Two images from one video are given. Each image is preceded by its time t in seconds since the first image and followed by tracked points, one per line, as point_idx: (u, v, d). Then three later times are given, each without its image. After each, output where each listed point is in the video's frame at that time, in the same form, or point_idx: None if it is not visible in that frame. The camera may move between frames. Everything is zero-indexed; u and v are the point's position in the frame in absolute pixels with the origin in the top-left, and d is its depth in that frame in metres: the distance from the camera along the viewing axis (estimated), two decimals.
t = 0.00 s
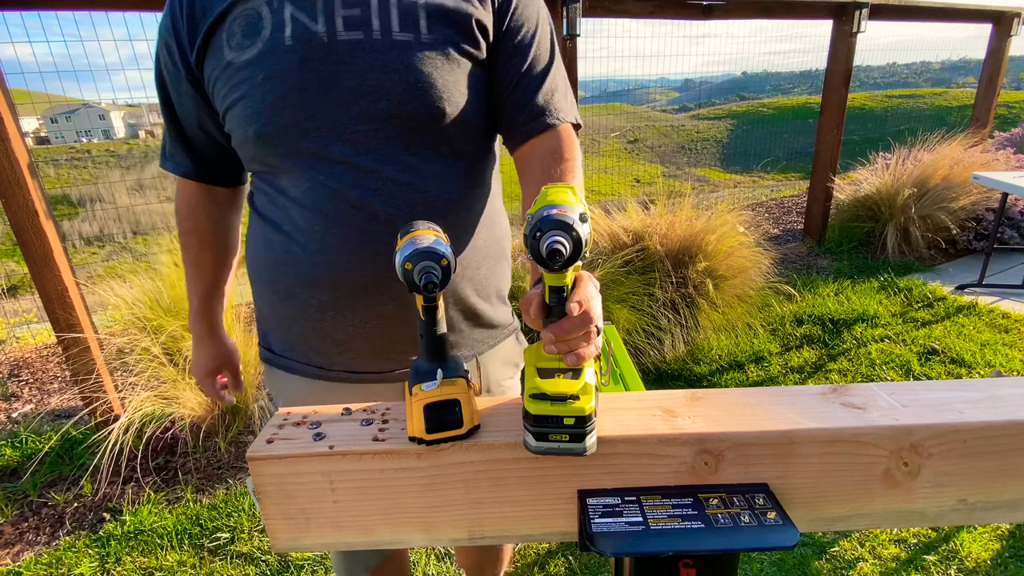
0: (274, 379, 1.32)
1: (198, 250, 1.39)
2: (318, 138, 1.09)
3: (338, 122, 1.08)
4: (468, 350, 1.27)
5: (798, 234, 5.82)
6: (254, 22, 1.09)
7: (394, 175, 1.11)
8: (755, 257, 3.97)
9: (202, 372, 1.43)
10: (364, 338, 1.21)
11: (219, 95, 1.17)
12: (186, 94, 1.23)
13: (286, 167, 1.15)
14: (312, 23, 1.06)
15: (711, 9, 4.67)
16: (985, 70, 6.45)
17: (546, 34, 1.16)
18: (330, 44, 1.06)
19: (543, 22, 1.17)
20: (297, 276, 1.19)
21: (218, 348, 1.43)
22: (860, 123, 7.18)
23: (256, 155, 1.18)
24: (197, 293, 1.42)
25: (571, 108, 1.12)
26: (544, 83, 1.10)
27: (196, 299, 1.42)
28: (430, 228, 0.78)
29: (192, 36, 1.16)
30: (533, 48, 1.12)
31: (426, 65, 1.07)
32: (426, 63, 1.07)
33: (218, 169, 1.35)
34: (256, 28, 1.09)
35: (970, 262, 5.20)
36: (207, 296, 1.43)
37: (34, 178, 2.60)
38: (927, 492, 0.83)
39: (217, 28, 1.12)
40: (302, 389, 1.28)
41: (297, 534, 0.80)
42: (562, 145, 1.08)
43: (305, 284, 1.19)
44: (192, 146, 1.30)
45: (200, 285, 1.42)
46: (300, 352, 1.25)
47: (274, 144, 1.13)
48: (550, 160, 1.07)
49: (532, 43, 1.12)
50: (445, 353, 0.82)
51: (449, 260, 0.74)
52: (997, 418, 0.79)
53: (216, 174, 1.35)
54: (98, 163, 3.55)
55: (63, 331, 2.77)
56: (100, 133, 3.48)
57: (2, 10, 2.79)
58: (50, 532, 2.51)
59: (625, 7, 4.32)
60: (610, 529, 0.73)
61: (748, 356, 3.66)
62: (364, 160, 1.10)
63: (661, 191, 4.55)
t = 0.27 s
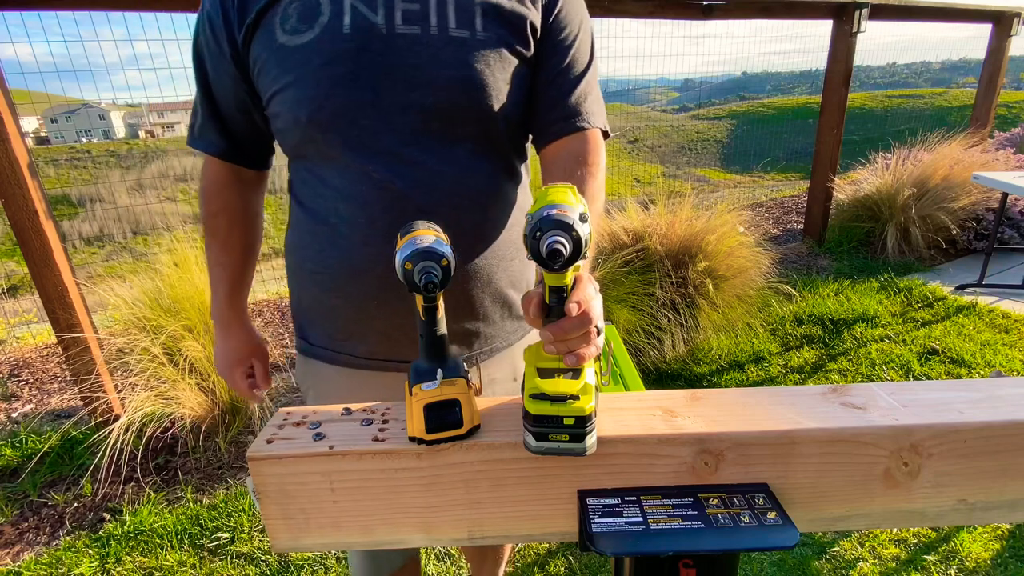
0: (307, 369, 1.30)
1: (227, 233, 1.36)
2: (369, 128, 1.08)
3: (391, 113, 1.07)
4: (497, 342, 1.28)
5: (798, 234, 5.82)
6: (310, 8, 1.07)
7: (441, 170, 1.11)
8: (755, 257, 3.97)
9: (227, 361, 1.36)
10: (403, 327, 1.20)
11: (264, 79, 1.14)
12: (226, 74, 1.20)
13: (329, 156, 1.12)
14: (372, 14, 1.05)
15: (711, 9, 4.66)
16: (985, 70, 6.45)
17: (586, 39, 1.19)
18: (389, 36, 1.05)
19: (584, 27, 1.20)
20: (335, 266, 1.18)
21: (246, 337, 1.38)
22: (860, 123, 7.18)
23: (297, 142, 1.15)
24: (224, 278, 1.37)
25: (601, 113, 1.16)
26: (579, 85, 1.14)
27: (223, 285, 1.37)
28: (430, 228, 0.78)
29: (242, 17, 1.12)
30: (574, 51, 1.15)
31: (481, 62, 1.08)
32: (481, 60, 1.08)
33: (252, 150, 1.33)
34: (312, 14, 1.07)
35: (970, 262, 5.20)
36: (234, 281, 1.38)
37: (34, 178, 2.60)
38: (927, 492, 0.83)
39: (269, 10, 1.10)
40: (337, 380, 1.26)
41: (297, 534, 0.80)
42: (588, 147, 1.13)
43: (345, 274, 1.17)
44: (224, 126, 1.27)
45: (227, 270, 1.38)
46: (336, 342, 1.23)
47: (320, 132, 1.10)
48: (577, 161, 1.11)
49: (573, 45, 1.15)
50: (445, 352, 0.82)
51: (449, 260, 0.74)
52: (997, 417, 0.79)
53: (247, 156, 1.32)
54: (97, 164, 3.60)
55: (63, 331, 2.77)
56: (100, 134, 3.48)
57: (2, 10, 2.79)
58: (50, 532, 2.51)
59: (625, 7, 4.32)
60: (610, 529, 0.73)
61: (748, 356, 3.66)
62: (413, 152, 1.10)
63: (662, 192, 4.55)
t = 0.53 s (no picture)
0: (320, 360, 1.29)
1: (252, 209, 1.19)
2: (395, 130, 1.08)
3: (417, 118, 1.07)
4: (506, 340, 1.27)
5: (798, 234, 5.82)
6: (345, 8, 1.07)
7: (461, 176, 1.11)
8: (755, 257, 3.97)
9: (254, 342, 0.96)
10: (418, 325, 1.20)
11: (293, 76, 1.12)
12: (253, 67, 1.16)
13: (353, 156, 1.11)
14: (405, 18, 1.06)
15: (711, 9, 4.66)
16: (985, 70, 6.45)
17: (608, 53, 1.22)
18: (421, 41, 1.06)
19: (607, 40, 1.22)
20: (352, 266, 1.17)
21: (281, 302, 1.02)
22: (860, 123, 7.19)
23: (320, 141, 1.14)
24: (257, 249, 1.14)
25: (616, 125, 1.19)
26: (597, 95, 1.16)
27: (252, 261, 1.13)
28: (430, 228, 0.78)
29: (276, 12, 1.11)
30: (595, 63, 1.17)
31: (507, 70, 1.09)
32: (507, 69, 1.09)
33: (280, 141, 1.25)
34: (346, 14, 1.07)
35: (969, 262, 5.20)
36: (268, 249, 1.15)
37: (34, 178, 2.60)
38: (927, 492, 0.83)
39: (304, 8, 1.09)
40: (351, 374, 1.26)
41: (297, 534, 0.80)
42: (601, 155, 1.16)
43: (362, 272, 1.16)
44: (253, 119, 1.19)
45: (256, 245, 1.15)
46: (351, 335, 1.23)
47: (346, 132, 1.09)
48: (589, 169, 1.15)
49: (595, 57, 1.17)
50: (445, 352, 0.82)
51: (449, 260, 0.74)
52: (997, 417, 0.79)
53: (275, 149, 1.24)
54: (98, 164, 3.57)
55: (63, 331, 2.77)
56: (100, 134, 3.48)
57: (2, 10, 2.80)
58: (50, 532, 2.51)
59: (625, 7, 4.33)
60: (610, 529, 0.73)
61: (748, 356, 3.66)
62: (436, 157, 1.10)
63: (662, 192, 4.55)
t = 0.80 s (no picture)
0: (327, 375, 1.27)
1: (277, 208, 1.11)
2: (409, 132, 1.05)
3: (431, 119, 1.05)
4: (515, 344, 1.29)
5: (798, 234, 5.82)
6: (350, 5, 1.02)
7: (476, 177, 1.10)
8: (755, 257, 3.96)
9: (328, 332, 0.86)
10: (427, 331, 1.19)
11: (296, 78, 1.06)
12: (247, 68, 1.06)
13: (363, 160, 1.07)
14: (414, 16, 1.03)
15: (711, 9, 4.66)
16: (985, 70, 6.46)
17: (609, 50, 1.24)
18: (431, 40, 1.03)
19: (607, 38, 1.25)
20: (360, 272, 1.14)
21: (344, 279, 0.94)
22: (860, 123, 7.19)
23: (324, 146, 1.09)
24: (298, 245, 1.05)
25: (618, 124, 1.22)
26: (600, 93, 1.19)
27: (300, 252, 1.04)
28: (430, 228, 0.78)
29: (273, 9, 1.03)
30: (597, 62, 1.19)
31: (517, 68, 1.08)
32: (517, 65, 1.08)
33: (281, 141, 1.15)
34: (351, 12, 1.02)
35: (969, 262, 5.21)
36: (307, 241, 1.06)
37: (34, 178, 2.60)
38: (927, 492, 0.83)
39: (305, 4, 1.02)
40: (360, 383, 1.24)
41: (297, 534, 0.80)
42: (601, 155, 1.17)
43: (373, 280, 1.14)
44: (256, 124, 1.09)
45: (297, 237, 1.07)
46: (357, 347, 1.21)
47: (355, 136, 1.05)
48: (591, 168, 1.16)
49: (598, 55, 1.20)
50: (445, 351, 0.82)
51: (449, 260, 0.73)
52: (997, 417, 0.79)
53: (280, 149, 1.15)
54: (98, 164, 3.57)
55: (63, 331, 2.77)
56: (100, 134, 3.48)
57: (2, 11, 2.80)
58: (50, 532, 2.51)
59: (625, 7, 4.33)
60: (610, 529, 0.73)
61: (748, 356, 3.66)
62: (451, 159, 1.08)
63: (662, 192, 4.55)
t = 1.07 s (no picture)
0: (327, 383, 1.26)
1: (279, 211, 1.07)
2: (409, 132, 1.03)
3: (432, 117, 1.03)
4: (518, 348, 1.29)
5: (798, 234, 5.82)
6: (342, 1, 0.99)
7: (478, 176, 1.09)
8: (755, 257, 3.96)
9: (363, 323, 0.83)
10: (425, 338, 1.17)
11: (287, 77, 1.02)
12: (232, 71, 1.01)
13: (361, 163, 1.04)
14: (410, 11, 1.00)
15: (711, 9, 4.66)
16: (985, 70, 6.46)
17: (604, 43, 1.26)
18: (429, 35, 1.01)
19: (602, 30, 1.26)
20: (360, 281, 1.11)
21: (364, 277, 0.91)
22: (860, 124, 7.20)
23: (319, 150, 1.06)
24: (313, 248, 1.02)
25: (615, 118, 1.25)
26: (597, 89, 1.22)
27: (316, 253, 1.01)
28: (430, 228, 0.78)
29: (260, 8, 0.99)
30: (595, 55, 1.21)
31: (519, 61, 1.07)
32: (517, 58, 1.06)
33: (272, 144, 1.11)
34: (344, 8, 0.99)
35: (969, 262, 5.21)
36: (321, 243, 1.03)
37: (34, 178, 2.60)
38: (927, 492, 0.83)
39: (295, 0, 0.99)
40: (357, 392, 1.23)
41: (297, 534, 0.80)
42: (599, 154, 1.21)
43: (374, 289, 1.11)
44: (244, 127, 1.05)
45: (307, 240, 1.04)
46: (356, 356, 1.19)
47: (353, 138, 1.02)
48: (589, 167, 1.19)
49: (594, 48, 1.21)
50: (445, 351, 0.82)
51: (448, 261, 0.73)
52: (997, 417, 0.79)
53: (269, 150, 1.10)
54: (98, 164, 3.57)
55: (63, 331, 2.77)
56: (100, 134, 3.48)
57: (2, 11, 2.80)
58: (50, 532, 2.51)
59: (625, 7, 4.33)
60: (610, 529, 0.73)
61: (748, 356, 3.66)
62: (452, 158, 1.06)
63: (662, 192, 4.55)
